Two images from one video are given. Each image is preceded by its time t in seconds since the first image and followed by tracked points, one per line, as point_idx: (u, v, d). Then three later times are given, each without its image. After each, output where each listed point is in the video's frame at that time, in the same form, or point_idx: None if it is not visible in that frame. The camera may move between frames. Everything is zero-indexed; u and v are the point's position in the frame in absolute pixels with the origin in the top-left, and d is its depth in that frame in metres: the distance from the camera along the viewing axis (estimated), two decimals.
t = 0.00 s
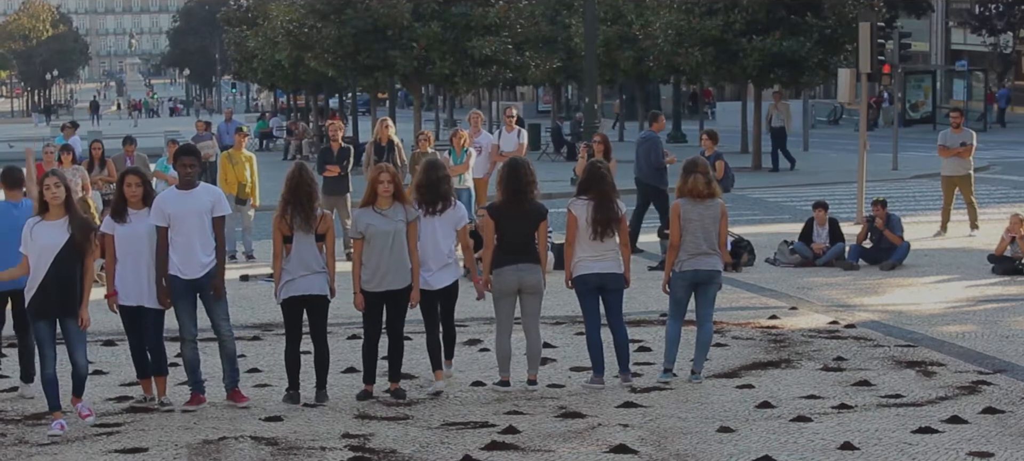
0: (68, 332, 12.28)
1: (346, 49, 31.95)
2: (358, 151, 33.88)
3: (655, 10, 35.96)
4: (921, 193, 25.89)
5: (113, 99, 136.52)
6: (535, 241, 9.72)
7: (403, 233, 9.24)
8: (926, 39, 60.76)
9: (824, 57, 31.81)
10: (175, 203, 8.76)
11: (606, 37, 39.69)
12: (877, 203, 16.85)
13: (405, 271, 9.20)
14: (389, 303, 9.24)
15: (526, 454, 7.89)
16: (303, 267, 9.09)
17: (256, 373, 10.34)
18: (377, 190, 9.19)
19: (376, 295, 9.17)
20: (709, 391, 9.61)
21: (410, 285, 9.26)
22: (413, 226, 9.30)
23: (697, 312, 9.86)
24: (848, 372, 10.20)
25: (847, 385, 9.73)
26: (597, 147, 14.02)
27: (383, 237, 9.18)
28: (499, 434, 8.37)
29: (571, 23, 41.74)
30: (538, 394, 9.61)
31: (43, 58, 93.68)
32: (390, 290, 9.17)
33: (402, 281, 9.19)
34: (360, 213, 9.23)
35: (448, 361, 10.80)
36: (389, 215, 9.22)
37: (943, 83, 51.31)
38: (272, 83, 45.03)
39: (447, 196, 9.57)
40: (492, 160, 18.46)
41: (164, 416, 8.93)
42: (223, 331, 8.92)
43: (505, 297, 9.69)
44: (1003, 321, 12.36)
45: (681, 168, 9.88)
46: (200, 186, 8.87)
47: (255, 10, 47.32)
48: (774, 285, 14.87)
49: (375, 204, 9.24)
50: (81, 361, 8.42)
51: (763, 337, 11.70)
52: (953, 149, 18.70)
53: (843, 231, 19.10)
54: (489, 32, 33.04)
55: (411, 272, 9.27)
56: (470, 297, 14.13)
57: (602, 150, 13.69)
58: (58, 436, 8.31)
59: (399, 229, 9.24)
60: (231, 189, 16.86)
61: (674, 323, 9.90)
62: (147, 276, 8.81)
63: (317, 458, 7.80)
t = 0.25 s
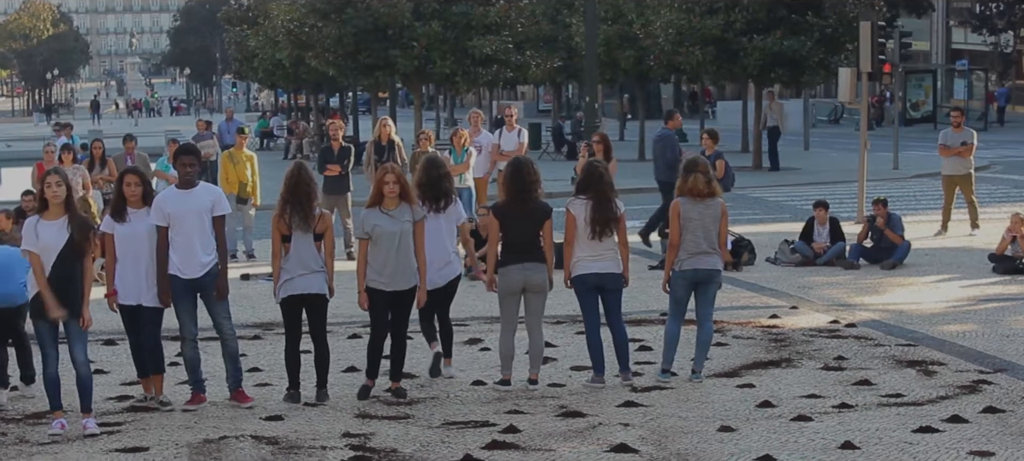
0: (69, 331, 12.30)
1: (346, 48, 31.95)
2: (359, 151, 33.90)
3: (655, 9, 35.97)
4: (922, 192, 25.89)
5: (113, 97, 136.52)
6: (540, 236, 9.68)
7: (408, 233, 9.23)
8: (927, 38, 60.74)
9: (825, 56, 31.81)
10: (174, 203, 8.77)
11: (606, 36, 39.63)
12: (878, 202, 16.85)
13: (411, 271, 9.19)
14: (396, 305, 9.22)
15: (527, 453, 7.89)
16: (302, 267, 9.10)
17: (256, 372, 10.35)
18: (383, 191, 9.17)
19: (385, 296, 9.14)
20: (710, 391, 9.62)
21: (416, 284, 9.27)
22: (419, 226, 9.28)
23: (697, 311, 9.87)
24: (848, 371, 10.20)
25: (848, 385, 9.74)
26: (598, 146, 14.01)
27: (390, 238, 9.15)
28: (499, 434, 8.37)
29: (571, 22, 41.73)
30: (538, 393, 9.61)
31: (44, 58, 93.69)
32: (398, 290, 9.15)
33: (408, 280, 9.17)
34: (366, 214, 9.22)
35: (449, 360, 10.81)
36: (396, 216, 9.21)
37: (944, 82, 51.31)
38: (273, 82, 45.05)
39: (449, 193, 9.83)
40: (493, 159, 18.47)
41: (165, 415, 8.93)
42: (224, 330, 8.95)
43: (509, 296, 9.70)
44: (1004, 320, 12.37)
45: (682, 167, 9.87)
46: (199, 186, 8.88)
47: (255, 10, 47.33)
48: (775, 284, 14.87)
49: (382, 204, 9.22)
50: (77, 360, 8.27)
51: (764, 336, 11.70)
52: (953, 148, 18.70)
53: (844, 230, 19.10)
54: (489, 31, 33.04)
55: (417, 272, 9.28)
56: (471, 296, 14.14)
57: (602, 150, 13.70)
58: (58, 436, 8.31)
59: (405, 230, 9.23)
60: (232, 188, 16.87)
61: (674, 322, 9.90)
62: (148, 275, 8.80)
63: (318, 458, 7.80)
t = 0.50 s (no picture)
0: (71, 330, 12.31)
1: (348, 48, 31.95)
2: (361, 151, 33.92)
3: (657, 8, 35.97)
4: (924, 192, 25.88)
5: (115, 96, 136.58)
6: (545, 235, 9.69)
7: (412, 231, 9.20)
8: (929, 38, 60.72)
9: (827, 55, 31.80)
10: (179, 202, 8.75)
11: (608, 36, 39.58)
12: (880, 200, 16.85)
13: (415, 271, 9.19)
14: (404, 304, 9.28)
15: (529, 453, 7.90)
16: (298, 268, 9.12)
17: (258, 372, 10.36)
18: (387, 190, 9.14)
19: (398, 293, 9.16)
20: (712, 390, 9.62)
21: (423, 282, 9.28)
22: (423, 224, 9.26)
23: (697, 311, 9.88)
24: (851, 371, 10.20)
25: (850, 384, 9.74)
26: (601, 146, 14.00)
27: (394, 236, 9.14)
28: (501, 433, 8.37)
29: (573, 21, 41.73)
30: (540, 393, 9.61)
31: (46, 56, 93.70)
32: (404, 287, 9.18)
33: (412, 279, 9.18)
34: (371, 212, 9.19)
35: (452, 359, 10.82)
36: (400, 214, 9.18)
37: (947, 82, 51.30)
38: (275, 81, 45.06)
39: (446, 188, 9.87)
40: (494, 158, 18.46)
41: (166, 415, 8.93)
42: (229, 329, 8.92)
43: (512, 296, 9.73)
44: (1006, 320, 12.37)
45: (681, 166, 9.83)
46: (205, 185, 8.84)
47: (257, 10, 47.34)
48: (777, 283, 14.88)
49: (387, 202, 9.19)
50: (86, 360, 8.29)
51: (767, 335, 11.70)
52: (955, 148, 18.68)
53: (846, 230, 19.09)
54: (492, 30, 33.05)
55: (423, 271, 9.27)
56: (473, 295, 14.15)
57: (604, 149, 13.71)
58: (61, 435, 8.31)
59: (410, 228, 9.19)
60: (235, 187, 16.85)
61: (676, 321, 9.90)
62: (151, 274, 8.79)
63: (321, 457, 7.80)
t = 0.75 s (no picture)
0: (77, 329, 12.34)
1: (354, 47, 31.97)
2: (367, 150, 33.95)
3: (663, 8, 35.98)
4: (930, 190, 25.87)
5: (122, 95, 136.75)
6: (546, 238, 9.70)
7: (419, 232, 9.18)
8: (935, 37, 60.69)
9: (834, 54, 31.78)
10: (193, 202, 8.80)
11: (615, 35, 39.60)
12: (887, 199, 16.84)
13: (420, 272, 9.16)
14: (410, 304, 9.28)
15: (536, 452, 7.91)
16: (300, 270, 9.12)
17: (265, 371, 10.37)
18: (393, 190, 9.12)
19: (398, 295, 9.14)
20: (718, 389, 9.63)
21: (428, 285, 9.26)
22: (430, 225, 9.23)
23: (701, 309, 9.88)
24: (857, 370, 10.20)
25: (856, 383, 9.74)
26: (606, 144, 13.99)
27: (400, 237, 9.12)
28: (508, 432, 8.38)
29: (580, 21, 41.74)
30: (547, 391, 9.63)
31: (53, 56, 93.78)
32: (410, 290, 9.16)
33: (416, 282, 9.16)
34: (377, 212, 9.18)
35: (458, 358, 10.83)
36: (405, 215, 9.16)
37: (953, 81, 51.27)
38: (281, 80, 45.11)
39: (440, 183, 10.15)
40: (500, 157, 18.47)
41: (173, 414, 8.96)
42: (239, 330, 8.94)
43: (517, 298, 9.75)
44: (1013, 319, 12.37)
45: (682, 165, 9.87)
46: (219, 184, 8.88)
47: (264, 8, 47.41)
48: (783, 282, 14.88)
49: (392, 203, 9.17)
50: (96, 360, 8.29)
51: (773, 334, 11.70)
52: (962, 147, 18.68)
53: (852, 229, 19.09)
54: (498, 29, 33.08)
55: (428, 273, 9.26)
56: (479, 294, 14.16)
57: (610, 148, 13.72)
58: (68, 434, 8.33)
59: (416, 229, 9.18)
60: (242, 187, 16.87)
61: (680, 321, 9.89)
62: (160, 274, 8.80)
63: (327, 456, 7.81)
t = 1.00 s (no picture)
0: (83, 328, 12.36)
1: (360, 46, 31.97)
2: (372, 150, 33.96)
3: (668, 7, 35.94)
4: (936, 190, 25.84)
5: (127, 94, 136.84)
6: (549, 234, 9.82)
7: (423, 231, 9.16)
8: (941, 36, 60.61)
9: (839, 54, 31.74)
10: (208, 200, 8.89)
11: (620, 34, 39.57)
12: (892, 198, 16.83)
13: (423, 273, 9.14)
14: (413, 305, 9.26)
15: (541, 451, 7.91)
16: (307, 273, 9.16)
17: (270, 370, 10.38)
18: (397, 189, 9.10)
19: (400, 296, 9.13)
20: (723, 389, 9.62)
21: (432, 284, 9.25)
22: (433, 224, 9.22)
23: (703, 309, 9.87)
24: (863, 370, 10.19)
25: (861, 383, 9.73)
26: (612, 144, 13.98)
27: (404, 237, 9.11)
28: (513, 431, 8.38)
29: (585, 20, 41.71)
30: (552, 391, 9.62)
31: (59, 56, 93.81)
32: (413, 290, 9.15)
33: (421, 281, 9.14)
34: (380, 212, 9.16)
35: (463, 358, 10.83)
36: (408, 214, 9.14)
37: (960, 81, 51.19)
38: (287, 80, 45.12)
39: (444, 180, 10.18)
40: (506, 157, 18.47)
41: (178, 413, 8.96)
42: (250, 328, 8.99)
43: (519, 292, 9.85)
44: (1018, 319, 12.35)
45: (682, 165, 9.87)
46: (234, 183, 8.97)
47: (269, 8, 47.42)
48: (789, 282, 14.87)
49: (396, 203, 9.15)
50: (105, 360, 8.30)
51: (778, 334, 11.70)
52: (968, 146, 18.67)
53: (858, 229, 19.07)
54: (504, 28, 33.06)
55: (432, 273, 9.23)
56: (485, 294, 14.16)
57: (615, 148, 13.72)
58: (73, 433, 8.32)
59: (420, 227, 9.16)
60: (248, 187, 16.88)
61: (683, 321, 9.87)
62: (169, 274, 8.78)
63: (332, 456, 7.81)
